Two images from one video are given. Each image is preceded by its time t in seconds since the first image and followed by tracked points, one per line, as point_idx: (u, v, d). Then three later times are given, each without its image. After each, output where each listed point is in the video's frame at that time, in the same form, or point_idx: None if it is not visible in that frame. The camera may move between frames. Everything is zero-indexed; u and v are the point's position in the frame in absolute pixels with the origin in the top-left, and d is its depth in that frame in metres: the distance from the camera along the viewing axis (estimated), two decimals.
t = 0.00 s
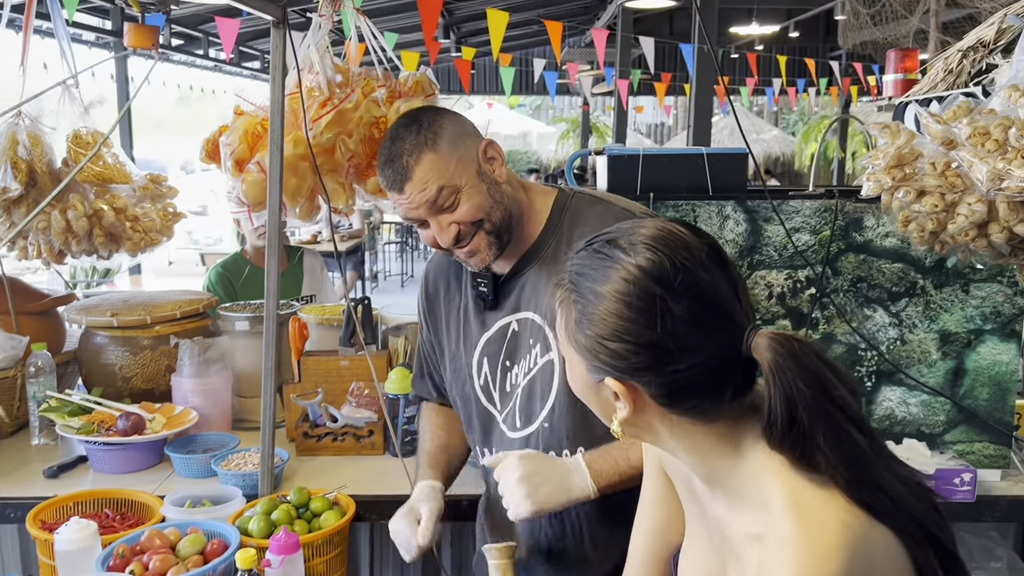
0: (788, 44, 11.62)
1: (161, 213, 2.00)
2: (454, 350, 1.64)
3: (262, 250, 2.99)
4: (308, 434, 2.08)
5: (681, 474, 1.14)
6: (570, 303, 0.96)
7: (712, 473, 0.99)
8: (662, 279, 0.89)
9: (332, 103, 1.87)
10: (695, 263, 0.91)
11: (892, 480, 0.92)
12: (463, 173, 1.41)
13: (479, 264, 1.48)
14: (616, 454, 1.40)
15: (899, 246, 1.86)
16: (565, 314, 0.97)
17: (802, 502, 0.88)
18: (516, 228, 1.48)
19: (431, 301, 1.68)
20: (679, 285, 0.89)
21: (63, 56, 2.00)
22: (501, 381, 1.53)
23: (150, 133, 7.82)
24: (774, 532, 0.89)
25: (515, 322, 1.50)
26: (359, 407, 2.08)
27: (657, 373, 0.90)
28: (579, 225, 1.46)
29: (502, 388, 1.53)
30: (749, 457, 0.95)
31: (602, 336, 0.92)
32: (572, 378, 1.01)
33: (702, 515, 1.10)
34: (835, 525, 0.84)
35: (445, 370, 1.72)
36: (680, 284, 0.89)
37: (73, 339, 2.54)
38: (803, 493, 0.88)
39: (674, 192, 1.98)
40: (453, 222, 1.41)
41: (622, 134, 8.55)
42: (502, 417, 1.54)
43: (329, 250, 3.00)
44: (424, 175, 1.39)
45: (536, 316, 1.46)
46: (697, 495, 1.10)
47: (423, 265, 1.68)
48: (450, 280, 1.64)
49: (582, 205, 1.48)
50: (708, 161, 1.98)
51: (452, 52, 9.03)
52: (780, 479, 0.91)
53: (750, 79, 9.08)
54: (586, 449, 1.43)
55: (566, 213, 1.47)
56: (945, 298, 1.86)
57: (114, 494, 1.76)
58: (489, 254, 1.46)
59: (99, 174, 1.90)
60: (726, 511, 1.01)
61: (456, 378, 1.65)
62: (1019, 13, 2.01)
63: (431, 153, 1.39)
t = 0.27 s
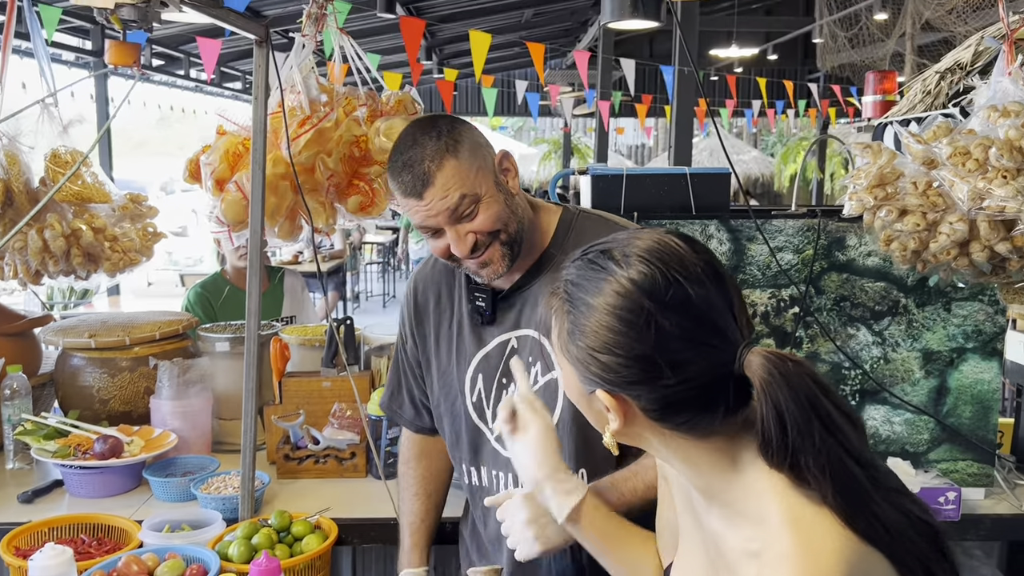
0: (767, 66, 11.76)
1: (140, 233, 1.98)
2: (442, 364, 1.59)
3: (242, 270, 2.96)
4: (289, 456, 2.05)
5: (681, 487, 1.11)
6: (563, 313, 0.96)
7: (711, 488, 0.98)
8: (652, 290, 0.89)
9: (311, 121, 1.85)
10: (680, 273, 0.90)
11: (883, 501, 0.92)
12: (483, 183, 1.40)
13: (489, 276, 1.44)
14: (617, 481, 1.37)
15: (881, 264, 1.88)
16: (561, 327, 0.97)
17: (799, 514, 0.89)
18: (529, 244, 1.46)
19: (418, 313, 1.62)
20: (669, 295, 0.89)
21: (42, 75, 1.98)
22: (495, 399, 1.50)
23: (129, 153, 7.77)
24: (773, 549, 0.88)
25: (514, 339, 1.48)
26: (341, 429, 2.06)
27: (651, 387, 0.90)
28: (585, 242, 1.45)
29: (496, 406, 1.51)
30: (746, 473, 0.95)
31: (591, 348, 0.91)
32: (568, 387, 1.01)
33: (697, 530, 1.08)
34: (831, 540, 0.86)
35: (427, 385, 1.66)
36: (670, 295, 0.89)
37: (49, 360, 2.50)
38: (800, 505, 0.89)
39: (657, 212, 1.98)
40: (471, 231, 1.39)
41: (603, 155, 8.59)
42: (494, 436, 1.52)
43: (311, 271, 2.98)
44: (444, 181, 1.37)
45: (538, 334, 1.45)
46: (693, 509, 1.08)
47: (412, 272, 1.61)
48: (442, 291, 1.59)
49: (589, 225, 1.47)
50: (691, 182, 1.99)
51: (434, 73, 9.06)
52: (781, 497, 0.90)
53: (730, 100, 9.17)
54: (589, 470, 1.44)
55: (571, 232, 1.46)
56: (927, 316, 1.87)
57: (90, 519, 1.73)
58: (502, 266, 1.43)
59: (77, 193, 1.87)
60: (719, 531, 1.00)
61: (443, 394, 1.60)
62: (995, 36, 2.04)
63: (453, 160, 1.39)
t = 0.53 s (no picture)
0: (749, 83, 11.87)
1: (126, 250, 1.97)
2: (434, 375, 1.57)
3: (227, 286, 2.94)
4: (275, 474, 2.03)
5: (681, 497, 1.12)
6: (558, 327, 0.99)
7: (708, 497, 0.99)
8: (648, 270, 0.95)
9: (293, 138, 1.86)
10: (670, 258, 0.98)
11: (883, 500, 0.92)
12: (499, 184, 1.42)
13: (507, 279, 1.44)
14: (605, 498, 1.42)
15: (865, 280, 1.89)
16: (557, 351, 0.98)
17: (792, 516, 0.91)
18: (543, 248, 1.48)
19: (412, 321, 1.59)
20: (662, 274, 0.95)
21: (28, 91, 1.98)
22: (491, 411, 1.50)
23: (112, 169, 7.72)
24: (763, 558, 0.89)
25: (513, 351, 1.48)
26: (327, 446, 2.05)
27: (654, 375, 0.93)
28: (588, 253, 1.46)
29: (492, 418, 1.50)
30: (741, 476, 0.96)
31: (600, 330, 0.94)
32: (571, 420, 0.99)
33: (696, 540, 1.09)
34: (823, 539, 0.88)
35: (414, 398, 1.64)
36: (663, 274, 0.95)
37: (32, 378, 2.48)
38: (794, 506, 0.91)
39: (643, 229, 1.99)
40: (491, 230, 1.40)
41: (588, 171, 8.62)
42: (488, 448, 1.51)
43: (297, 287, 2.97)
44: (465, 181, 1.39)
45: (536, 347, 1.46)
46: (693, 516, 1.08)
47: (404, 283, 1.59)
48: (438, 300, 1.57)
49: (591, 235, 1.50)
50: (677, 199, 2.00)
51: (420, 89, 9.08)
52: (775, 494, 0.93)
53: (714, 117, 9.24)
54: (585, 482, 1.46)
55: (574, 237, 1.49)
56: (912, 332, 1.88)
57: (74, 538, 1.71)
58: (520, 266, 1.43)
59: (63, 210, 1.86)
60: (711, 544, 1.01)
61: (433, 406, 1.58)
62: (974, 55, 2.07)
63: (471, 160, 1.41)
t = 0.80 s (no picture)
0: (736, 96, 11.95)
1: (114, 261, 1.96)
2: (425, 385, 1.57)
3: (215, 298, 2.93)
4: (263, 486, 2.02)
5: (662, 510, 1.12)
6: (538, 344, 0.98)
7: (696, 510, 0.98)
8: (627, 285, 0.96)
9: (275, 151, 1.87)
10: (649, 273, 0.98)
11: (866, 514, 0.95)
12: (489, 208, 1.39)
13: (494, 298, 1.43)
14: (599, 516, 1.43)
15: (851, 292, 1.90)
16: (539, 366, 0.97)
17: (779, 523, 0.89)
18: (533, 266, 1.46)
19: (404, 330, 1.59)
20: (641, 289, 0.96)
21: (16, 102, 1.97)
22: (482, 422, 1.51)
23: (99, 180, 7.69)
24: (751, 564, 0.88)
25: (506, 363, 1.49)
26: (315, 458, 2.05)
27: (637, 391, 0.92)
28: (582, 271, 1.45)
29: (481, 430, 1.51)
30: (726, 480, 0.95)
31: (582, 346, 0.94)
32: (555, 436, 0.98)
33: (679, 553, 1.08)
34: (812, 544, 0.86)
35: (403, 407, 1.64)
36: (644, 289, 0.96)
37: (19, 390, 2.46)
38: (780, 514, 0.89)
39: (632, 241, 2.00)
40: (477, 253, 1.38)
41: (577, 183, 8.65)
42: (478, 460, 1.52)
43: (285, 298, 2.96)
44: (451, 205, 1.36)
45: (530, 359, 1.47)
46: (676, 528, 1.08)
47: (397, 290, 1.60)
48: (429, 308, 1.57)
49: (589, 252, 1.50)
50: (665, 211, 2.01)
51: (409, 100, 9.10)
52: (761, 505, 0.91)
53: (702, 129, 9.29)
54: (577, 498, 1.47)
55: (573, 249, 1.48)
56: (898, 342, 1.90)
57: (60, 551, 1.70)
58: (506, 287, 1.42)
59: (51, 221, 1.85)
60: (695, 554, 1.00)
61: (423, 416, 1.58)
62: (957, 70, 2.10)
63: (460, 183, 1.38)
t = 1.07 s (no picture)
0: (728, 104, 12.00)
1: (106, 265, 1.95)
2: (416, 392, 1.55)
3: (206, 304, 2.92)
4: (255, 491, 2.01)
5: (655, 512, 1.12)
6: (526, 350, 0.97)
7: (689, 514, 0.98)
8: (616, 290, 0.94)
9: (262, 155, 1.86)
10: (637, 276, 0.97)
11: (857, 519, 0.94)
12: (472, 230, 1.29)
13: (479, 317, 1.38)
14: (588, 530, 1.40)
15: (844, 296, 1.90)
16: (528, 373, 0.97)
17: (773, 523, 0.89)
18: (524, 279, 1.40)
19: (396, 332, 1.57)
20: (630, 293, 0.94)
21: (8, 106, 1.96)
22: (472, 432, 1.48)
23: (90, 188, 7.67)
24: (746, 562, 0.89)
25: (499, 372, 1.47)
26: (309, 463, 2.03)
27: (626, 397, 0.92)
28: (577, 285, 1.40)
29: (471, 440, 1.48)
30: (720, 480, 0.96)
31: (570, 352, 0.93)
32: (545, 441, 0.98)
33: (672, 554, 1.08)
34: (807, 544, 0.86)
35: (394, 411, 1.63)
36: (632, 295, 0.94)
37: (9, 396, 2.44)
38: (774, 515, 0.89)
39: (626, 245, 2.00)
40: (457, 279, 1.29)
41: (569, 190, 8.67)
42: (466, 470, 1.49)
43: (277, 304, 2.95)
44: (429, 231, 1.26)
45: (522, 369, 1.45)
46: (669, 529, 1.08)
47: (390, 292, 1.58)
48: (421, 313, 1.55)
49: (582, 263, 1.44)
50: (659, 216, 2.01)
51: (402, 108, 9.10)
52: (756, 507, 0.91)
53: (694, 137, 9.32)
54: (567, 510, 1.44)
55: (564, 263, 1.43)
56: (890, 346, 1.90)
57: (50, 557, 1.69)
58: (490, 308, 1.36)
59: (43, 225, 1.84)
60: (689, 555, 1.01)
61: (414, 422, 1.56)
62: (949, 76, 2.11)
63: (440, 207, 1.28)
